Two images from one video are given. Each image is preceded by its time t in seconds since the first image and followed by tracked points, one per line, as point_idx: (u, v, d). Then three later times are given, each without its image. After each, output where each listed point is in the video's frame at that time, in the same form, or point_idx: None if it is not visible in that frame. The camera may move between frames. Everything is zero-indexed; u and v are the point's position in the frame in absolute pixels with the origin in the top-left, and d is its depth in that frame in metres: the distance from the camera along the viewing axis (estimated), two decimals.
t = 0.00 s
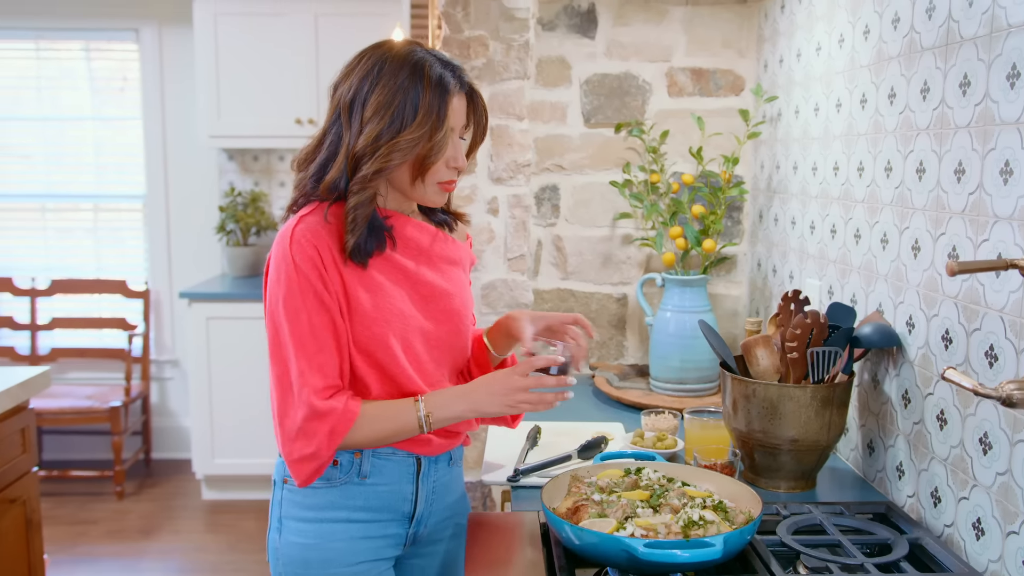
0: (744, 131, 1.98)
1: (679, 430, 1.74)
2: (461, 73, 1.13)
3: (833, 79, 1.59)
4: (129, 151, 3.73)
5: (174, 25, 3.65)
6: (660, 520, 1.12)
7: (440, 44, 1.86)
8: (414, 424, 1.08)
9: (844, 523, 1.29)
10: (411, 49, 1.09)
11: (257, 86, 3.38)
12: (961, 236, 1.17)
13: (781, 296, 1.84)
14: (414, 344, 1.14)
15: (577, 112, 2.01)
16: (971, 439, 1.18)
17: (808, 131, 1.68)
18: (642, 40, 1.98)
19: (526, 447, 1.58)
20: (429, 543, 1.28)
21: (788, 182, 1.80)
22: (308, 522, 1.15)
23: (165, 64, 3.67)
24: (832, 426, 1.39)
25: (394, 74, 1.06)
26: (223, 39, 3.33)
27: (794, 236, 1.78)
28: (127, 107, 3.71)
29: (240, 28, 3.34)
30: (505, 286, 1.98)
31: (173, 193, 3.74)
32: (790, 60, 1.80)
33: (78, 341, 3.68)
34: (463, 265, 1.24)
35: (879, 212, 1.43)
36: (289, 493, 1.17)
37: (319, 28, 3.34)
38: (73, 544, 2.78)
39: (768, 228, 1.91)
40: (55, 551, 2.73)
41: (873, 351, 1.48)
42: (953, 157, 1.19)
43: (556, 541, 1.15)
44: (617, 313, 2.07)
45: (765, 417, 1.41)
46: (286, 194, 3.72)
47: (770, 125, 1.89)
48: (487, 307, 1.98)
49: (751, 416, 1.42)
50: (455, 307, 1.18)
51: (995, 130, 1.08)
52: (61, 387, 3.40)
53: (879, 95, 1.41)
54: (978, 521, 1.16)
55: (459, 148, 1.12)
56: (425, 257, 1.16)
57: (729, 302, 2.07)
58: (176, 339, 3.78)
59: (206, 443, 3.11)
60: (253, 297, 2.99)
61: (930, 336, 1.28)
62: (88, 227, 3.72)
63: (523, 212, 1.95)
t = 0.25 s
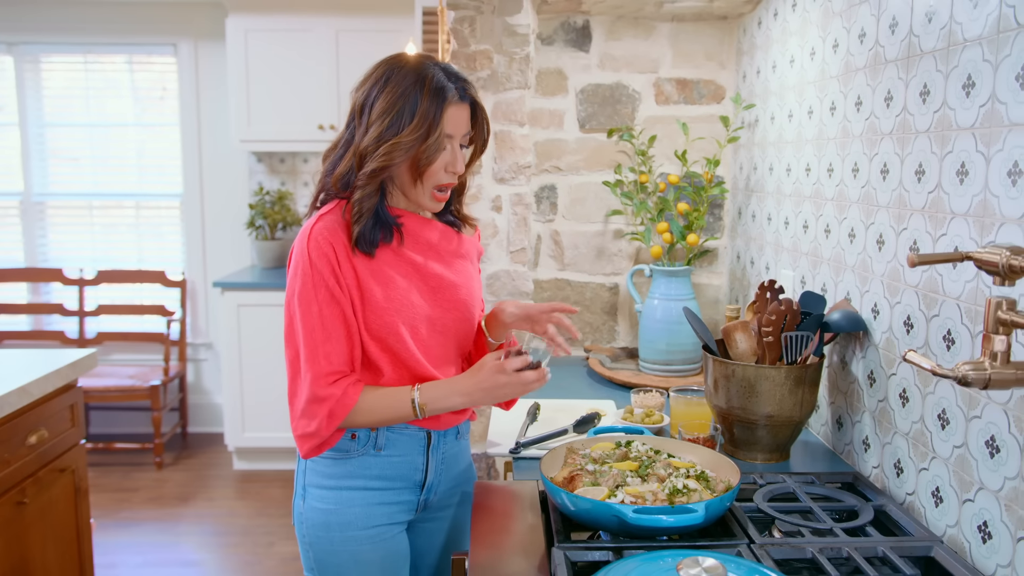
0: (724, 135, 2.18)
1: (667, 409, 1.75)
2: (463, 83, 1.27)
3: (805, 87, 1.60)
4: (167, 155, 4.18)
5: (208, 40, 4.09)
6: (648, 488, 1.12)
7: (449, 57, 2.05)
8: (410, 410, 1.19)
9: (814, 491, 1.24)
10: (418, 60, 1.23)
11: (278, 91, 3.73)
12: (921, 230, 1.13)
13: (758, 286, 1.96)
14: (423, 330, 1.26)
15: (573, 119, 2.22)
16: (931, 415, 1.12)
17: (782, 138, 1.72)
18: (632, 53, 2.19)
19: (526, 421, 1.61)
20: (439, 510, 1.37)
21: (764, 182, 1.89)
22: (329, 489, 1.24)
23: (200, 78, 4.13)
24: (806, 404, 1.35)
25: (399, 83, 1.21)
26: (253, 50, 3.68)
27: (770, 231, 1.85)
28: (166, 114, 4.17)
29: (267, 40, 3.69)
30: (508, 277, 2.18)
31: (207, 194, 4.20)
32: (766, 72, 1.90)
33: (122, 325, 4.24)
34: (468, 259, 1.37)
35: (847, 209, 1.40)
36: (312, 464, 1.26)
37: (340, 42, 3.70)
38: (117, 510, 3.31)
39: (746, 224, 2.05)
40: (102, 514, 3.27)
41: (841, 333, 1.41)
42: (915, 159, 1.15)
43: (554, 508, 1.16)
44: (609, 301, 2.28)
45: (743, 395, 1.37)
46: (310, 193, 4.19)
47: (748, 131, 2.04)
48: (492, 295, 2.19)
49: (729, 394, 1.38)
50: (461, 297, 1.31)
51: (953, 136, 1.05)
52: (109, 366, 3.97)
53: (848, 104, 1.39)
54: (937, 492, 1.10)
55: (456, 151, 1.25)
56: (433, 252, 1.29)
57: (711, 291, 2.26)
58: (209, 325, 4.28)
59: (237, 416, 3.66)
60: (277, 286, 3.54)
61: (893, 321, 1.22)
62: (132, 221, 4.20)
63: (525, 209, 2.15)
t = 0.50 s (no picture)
0: (729, 136, 2.18)
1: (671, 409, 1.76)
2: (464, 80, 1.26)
3: (810, 88, 1.60)
4: (172, 156, 4.20)
5: (213, 41, 4.11)
6: (653, 488, 1.12)
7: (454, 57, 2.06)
8: (387, 413, 1.15)
9: (818, 492, 1.24)
10: (418, 58, 1.24)
11: (284, 91, 3.74)
12: (925, 232, 1.13)
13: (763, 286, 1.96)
14: (425, 332, 1.26)
15: (578, 119, 2.22)
16: (934, 415, 1.12)
17: (787, 137, 1.72)
18: (637, 53, 2.19)
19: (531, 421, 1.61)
20: (441, 512, 1.37)
21: (768, 182, 1.89)
22: (332, 489, 1.25)
23: (206, 78, 4.15)
24: (809, 405, 1.35)
25: (396, 80, 1.21)
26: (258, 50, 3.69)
27: (774, 232, 1.85)
28: (171, 115, 4.19)
29: (273, 41, 3.70)
30: (512, 277, 2.19)
31: (212, 194, 4.21)
32: (772, 72, 1.89)
33: (127, 325, 4.25)
34: (475, 261, 1.37)
35: (851, 210, 1.40)
36: (316, 463, 1.27)
37: (345, 42, 3.72)
38: (123, 509, 3.32)
39: (751, 225, 2.05)
40: (107, 513, 3.29)
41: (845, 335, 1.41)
42: (919, 160, 1.15)
43: (558, 506, 1.16)
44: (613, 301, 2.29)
45: (747, 396, 1.37)
46: (314, 193, 4.20)
47: (752, 131, 2.05)
48: (496, 296, 2.20)
49: (734, 395, 1.38)
50: (466, 299, 1.31)
51: (956, 136, 1.05)
52: (114, 366, 3.98)
53: (852, 103, 1.39)
54: (941, 491, 1.10)
55: (452, 148, 1.24)
56: (438, 254, 1.29)
57: (715, 291, 2.26)
58: (215, 325, 4.30)
59: (242, 416, 3.68)
60: (282, 286, 3.54)
61: (897, 323, 1.23)
62: (137, 222, 4.21)
63: (529, 209, 2.15)
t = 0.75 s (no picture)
0: (731, 136, 2.19)
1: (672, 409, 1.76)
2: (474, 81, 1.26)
3: (812, 88, 1.60)
4: (175, 156, 4.21)
5: (216, 42, 4.12)
6: (655, 488, 1.12)
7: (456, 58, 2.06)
8: (385, 412, 1.16)
9: (821, 492, 1.25)
10: (427, 58, 1.23)
11: (287, 91, 3.74)
12: (927, 233, 1.13)
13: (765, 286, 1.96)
14: (431, 333, 1.26)
15: (580, 120, 2.22)
16: (936, 415, 1.12)
17: (789, 137, 1.72)
18: (639, 54, 2.19)
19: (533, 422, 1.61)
20: (447, 514, 1.38)
21: (771, 183, 1.89)
22: (338, 491, 1.25)
23: (208, 79, 4.16)
24: (812, 405, 1.35)
25: (407, 80, 1.20)
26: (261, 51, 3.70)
27: (776, 232, 1.85)
28: (174, 115, 4.19)
29: (276, 42, 3.71)
30: (515, 277, 2.19)
31: (215, 195, 4.22)
32: (774, 72, 1.90)
33: (129, 325, 4.25)
34: (482, 262, 1.37)
35: (853, 210, 1.40)
36: (321, 465, 1.27)
37: (347, 44, 3.72)
38: (126, 509, 3.33)
39: (753, 225, 2.05)
40: (111, 514, 3.29)
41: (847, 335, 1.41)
42: (921, 161, 1.15)
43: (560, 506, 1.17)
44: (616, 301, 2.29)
45: (750, 396, 1.37)
46: (317, 194, 4.20)
47: (755, 131, 2.05)
48: (499, 297, 2.20)
49: (736, 395, 1.38)
50: (473, 301, 1.30)
51: (958, 137, 1.05)
52: (116, 366, 3.98)
53: (854, 104, 1.39)
54: (943, 492, 1.10)
55: (463, 148, 1.24)
56: (445, 256, 1.29)
57: (717, 292, 2.27)
58: (217, 325, 4.31)
59: (246, 416, 3.69)
60: (285, 287, 3.55)
61: (900, 323, 1.23)
62: (139, 223, 4.22)
63: (532, 210, 2.15)
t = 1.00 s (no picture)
0: (731, 136, 2.19)
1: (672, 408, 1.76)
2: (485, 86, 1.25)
3: (812, 89, 1.60)
4: (175, 157, 4.21)
5: (216, 43, 4.12)
6: (655, 488, 1.12)
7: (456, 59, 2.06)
8: (381, 412, 1.16)
9: (821, 491, 1.25)
10: (441, 63, 1.21)
11: (286, 91, 3.75)
12: (927, 232, 1.13)
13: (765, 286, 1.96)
14: (433, 336, 1.26)
15: (580, 120, 2.22)
16: (936, 415, 1.12)
17: (789, 138, 1.72)
18: (638, 54, 2.19)
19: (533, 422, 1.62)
20: (449, 515, 1.38)
21: (770, 183, 1.89)
22: (340, 492, 1.25)
23: (208, 80, 4.16)
24: (812, 404, 1.36)
25: (428, 87, 1.18)
26: (260, 51, 3.70)
27: (776, 232, 1.85)
28: (173, 116, 4.19)
29: (275, 42, 3.71)
30: (514, 278, 2.19)
31: (214, 195, 4.22)
32: (773, 72, 1.90)
33: (129, 326, 4.25)
34: (488, 264, 1.36)
35: (853, 210, 1.40)
36: (324, 465, 1.27)
37: (347, 44, 3.73)
38: (126, 510, 3.33)
39: (753, 225, 2.05)
40: (111, 514, 3.29)
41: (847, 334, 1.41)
42: (920, 161, 1.15)
43: (561, 506, 1.16)
44: (616, 301, 2.29)
45: (750, 396, 1.38)
46: (317, 195, 4.20)
47: (754, 131, 2.05)
48: (499, 297, 2.20)
49: (735, 395, 1.38)
50: (477, 303, 1.29)
51: (958, 137, 1.05)
52: (116, 367, 3.98)
53: (854, 104, 1.39)
54: (944, 491, 1.10)
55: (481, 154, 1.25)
56: (449, 258, 1.29)
57: (717, 292, 2.27)
58: (217, 326, 4.31)
59: (245, 417, 3.68)
60: (285, 288, 3.55)
61: (900, 323, 1.23)
62: (139, 224, 4.22)
63: (531, 210, 2.15)
